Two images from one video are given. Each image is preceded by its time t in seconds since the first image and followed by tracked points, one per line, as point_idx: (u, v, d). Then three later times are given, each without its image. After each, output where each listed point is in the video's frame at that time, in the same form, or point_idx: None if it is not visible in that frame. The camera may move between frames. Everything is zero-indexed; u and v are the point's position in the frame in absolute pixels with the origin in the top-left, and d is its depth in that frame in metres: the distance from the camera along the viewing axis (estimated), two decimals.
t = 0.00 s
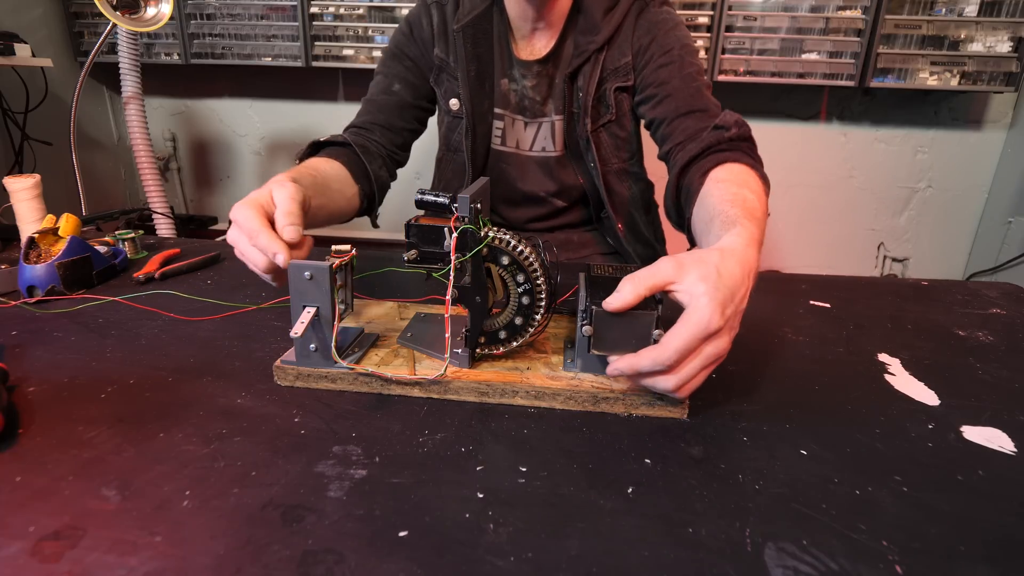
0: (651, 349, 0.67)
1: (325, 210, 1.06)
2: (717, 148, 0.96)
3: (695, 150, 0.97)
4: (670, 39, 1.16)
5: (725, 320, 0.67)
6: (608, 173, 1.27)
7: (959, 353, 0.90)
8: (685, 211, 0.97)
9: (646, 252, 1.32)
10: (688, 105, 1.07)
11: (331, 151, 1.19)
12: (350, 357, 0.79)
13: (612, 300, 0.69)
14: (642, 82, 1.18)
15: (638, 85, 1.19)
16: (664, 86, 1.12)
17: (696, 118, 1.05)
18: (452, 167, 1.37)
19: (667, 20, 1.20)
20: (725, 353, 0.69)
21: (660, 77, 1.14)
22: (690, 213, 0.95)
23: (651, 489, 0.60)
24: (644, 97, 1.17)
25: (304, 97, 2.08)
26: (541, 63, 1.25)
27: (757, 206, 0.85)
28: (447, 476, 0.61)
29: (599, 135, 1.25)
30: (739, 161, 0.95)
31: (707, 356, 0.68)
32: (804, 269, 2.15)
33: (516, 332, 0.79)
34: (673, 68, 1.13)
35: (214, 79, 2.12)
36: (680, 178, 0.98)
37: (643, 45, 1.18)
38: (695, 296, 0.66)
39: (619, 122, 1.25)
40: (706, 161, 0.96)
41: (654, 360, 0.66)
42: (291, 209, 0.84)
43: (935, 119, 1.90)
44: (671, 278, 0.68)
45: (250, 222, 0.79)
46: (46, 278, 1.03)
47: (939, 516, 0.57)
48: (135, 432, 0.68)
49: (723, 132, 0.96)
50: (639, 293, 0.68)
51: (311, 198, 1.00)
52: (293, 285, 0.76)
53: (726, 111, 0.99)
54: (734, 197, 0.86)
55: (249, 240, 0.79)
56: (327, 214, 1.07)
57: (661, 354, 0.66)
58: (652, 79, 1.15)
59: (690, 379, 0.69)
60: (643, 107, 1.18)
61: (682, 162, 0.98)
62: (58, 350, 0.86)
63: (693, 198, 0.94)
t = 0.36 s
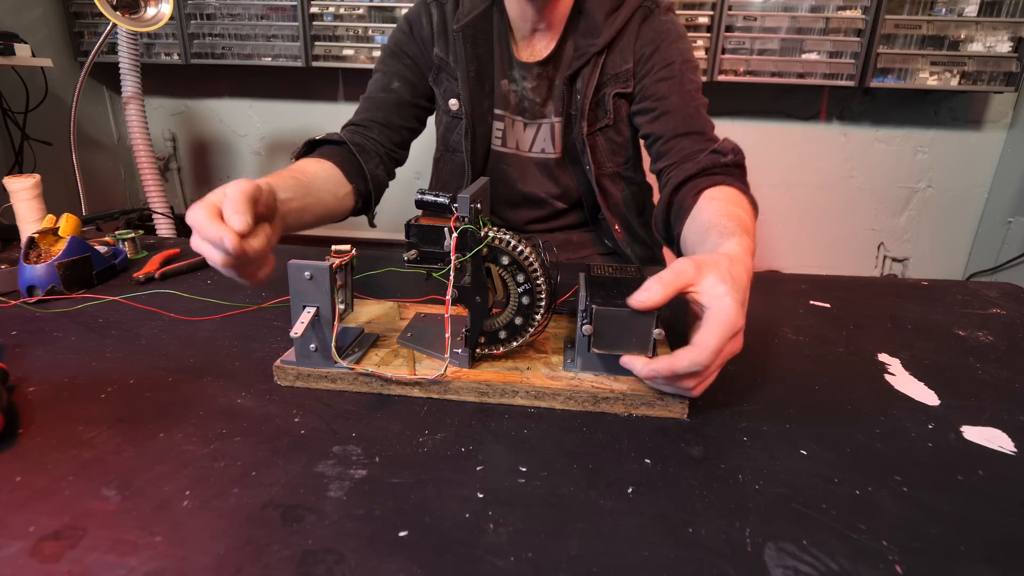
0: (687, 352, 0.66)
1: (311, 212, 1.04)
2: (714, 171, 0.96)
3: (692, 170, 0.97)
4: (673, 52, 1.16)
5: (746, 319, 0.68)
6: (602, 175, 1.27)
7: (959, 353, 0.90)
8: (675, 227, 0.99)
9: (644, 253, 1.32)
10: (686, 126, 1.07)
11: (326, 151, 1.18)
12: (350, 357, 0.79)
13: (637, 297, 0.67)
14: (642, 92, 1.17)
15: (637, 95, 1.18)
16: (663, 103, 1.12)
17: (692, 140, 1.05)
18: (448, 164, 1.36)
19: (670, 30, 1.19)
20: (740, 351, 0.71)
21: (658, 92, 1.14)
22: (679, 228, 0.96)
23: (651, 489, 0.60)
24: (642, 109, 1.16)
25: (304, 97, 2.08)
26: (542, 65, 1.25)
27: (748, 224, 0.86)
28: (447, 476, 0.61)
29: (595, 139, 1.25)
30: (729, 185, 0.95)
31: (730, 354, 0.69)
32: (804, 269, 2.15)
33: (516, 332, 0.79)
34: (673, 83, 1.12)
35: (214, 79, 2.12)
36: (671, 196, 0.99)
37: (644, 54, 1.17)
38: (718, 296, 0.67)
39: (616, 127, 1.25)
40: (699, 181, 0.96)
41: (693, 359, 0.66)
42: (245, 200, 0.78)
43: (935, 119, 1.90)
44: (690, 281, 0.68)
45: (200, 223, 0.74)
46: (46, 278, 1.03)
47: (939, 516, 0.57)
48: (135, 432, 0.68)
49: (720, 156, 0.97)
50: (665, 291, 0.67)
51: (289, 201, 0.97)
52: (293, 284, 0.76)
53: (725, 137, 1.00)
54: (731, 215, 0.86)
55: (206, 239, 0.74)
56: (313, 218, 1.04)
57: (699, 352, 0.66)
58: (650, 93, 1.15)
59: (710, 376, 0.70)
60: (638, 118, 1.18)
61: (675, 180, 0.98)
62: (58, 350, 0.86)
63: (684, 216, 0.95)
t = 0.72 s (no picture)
0: (710, 343, 0.69)
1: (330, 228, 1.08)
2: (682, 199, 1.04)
3: (664, 193, 1.04)
4: (671, 71, 1.16)
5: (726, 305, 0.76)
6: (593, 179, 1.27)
7: (959, 353, 0.90)
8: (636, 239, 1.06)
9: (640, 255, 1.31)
10: (669, 152, 1.11)
11: (330, 161, 1.19)
12: (350, 357, 0.79)
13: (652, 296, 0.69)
14: (635, 104, 1.17)
15: (631, 107, 1.18)
16: (651, 123, 1.14)
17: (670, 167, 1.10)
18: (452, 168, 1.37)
19: (675, 48, 1.18)
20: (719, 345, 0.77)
21: (649, 111, 1.15)
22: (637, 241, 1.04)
23: (651, 488, 0.60)
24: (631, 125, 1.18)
25: (304, 97, 2.08)
26: (546, 69, 1.23)
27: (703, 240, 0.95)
28: (447, 476, 0.61)
29: (590, 145, 1.24)
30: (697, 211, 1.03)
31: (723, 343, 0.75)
32: (803, 269, 2.15)
33: (516, 332, 0.79)
34: (664, 106, 1.14)
35: (214, 79, 2.12)
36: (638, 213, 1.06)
37: (644, 66, 1.17)
38: (703, 284, 0.76)
39: (610, 135, 1.24)
40: (667, 204, 1.04)
41: (719, 347, 0.69)
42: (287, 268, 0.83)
43: (935, 119, 1.90)
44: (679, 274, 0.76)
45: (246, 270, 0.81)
46: (46, 278, 1.03)
47: (939, 516, 0.57)
48: (135, 432, 0.68)
49: (692, 187, 1.05)
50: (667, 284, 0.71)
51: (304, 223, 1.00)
52: (293, 284, 0.76)
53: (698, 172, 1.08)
54: (689, 228, 0.96)
55: (241, 287, 0.80)
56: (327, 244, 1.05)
57: (720, 339, 0.69)
58: (642, 110, 1.16)
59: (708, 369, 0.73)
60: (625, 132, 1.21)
61: (645, 198, 1.05)
62: (58, 350, 0.86)
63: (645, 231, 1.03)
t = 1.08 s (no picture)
0: (712, 343, 0.71)
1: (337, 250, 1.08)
2: (684, 206, 1.04)
3: (666, 200, 1.04)
4: (674, 75, 1.16)
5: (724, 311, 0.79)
6: (594, 182, 1.28)
7: (959, 353, 0.90)
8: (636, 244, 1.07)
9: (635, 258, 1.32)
10: (670, 161, 1.11)
11: (330, 181, 1.19)
12: (350, 357, 0.79)
13: (654, 294, 0.70)
14: (637, 109, 1.18)
15: (634, 111, 1.18)
16: (653, 129, 1.14)
17: (674, 175, 1.10)
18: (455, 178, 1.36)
19: (678, 50, 1.18)
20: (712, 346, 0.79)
21: (651, 116, 1.15)
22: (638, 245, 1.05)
23: (651, 488, 0.60)
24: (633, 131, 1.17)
25: (304, 97, 2.08)
26: (548, 75, 1.22)
27: (702, 247, 0.97)
28: (447, 476, 0.61)
29: (592, 149, 1.25)
30: (697, 219, 1.04)
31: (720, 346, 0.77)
32: (803, 269, 2.15)
33: (516, 333, 0.79)
34: (667, 111, 1.14)
35: (214, 79, 2.12)
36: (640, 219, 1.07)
37: (646, 70, 1.17)
38: (705, 288, 0.78)
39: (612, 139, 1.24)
40: (670, 211, 1.04)
41: (721, 348, 0.71)
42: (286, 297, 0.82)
43: (935, 119, 1.90)
44: (682, 278, 0.78)
45: (255, 296, 0.79)
46: (46, 278, 1.03)
47: (939, 516, 0.57)
48: (135, 432, 0.68)
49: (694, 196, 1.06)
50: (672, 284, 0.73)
51: (311, 247, 1.00)
52: (293, 285, 0.75)
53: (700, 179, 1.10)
54: (689, 234, 0.97)
55: (252, 315, 0.78)
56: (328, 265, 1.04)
57: (723, 341, 0.71)
58: (644, 115, 1.16)
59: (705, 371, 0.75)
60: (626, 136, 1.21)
61: (648, 204, 1.05)
62: (58, 350, 0.86)
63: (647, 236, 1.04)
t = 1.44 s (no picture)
0: (716, 352, 0.71)
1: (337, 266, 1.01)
2: (685, 210, 1.03)
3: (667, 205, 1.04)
4: (673, 77, 1.15)
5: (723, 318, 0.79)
6: (594, 187, 1.29)
7: (959, 353, 0.90)
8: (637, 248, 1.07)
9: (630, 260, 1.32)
10: (671, 163, 1.10)
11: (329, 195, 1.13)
12: (337, 372, 0.76)
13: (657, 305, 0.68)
14: (636, 112, 1.17)
15: (633, 114, 1.18)
16: (653, 132, 1.14)
17: (675, 178, 1.09)
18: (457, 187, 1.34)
19: (676, 51, 1.17)
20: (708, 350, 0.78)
21: (651, 118, 1.15)
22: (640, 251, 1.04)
23: (651, 489, 0.60)
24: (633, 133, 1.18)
25: (304, 97, 2.08)
26: (546, 83, 1.23)
27: (702, 252, 0.95)
28: (447, 476, 0.61)
29: (592, 154, 1.26)
30: (699, 222, 1.03)
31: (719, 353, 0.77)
32: (804, 269, 2.15)
33: (510, 340, 0.79)
34: (666, 113, 1.14)
35: (214, 79, 2.12)
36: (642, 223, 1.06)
37: (645, 73, 1.17)
38: (708, 296, 0.77)
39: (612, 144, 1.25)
40: (671, 216, 1.03)
41: (725, 358, 0.71)
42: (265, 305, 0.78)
43: (935, 119, 1.90)
44: (684, 285, 0.77)
45: (235, 304, 0.76)
46: (46, 279, 1.03)
47: (939, 516, 0.57)
48: (135, 432, 0.68)
49: (697, 199, 1.05)
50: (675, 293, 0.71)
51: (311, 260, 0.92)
52: (275, 297, 0.71)
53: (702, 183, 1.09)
54: (688, 239, 0.96)
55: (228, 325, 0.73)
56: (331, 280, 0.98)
57: (727, 351, 0.71)
58: (643, 118, 1.16)
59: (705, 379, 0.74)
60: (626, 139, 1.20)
61: (649, 208, 1.05)
62: (58, 350, 0.86)
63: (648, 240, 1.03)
